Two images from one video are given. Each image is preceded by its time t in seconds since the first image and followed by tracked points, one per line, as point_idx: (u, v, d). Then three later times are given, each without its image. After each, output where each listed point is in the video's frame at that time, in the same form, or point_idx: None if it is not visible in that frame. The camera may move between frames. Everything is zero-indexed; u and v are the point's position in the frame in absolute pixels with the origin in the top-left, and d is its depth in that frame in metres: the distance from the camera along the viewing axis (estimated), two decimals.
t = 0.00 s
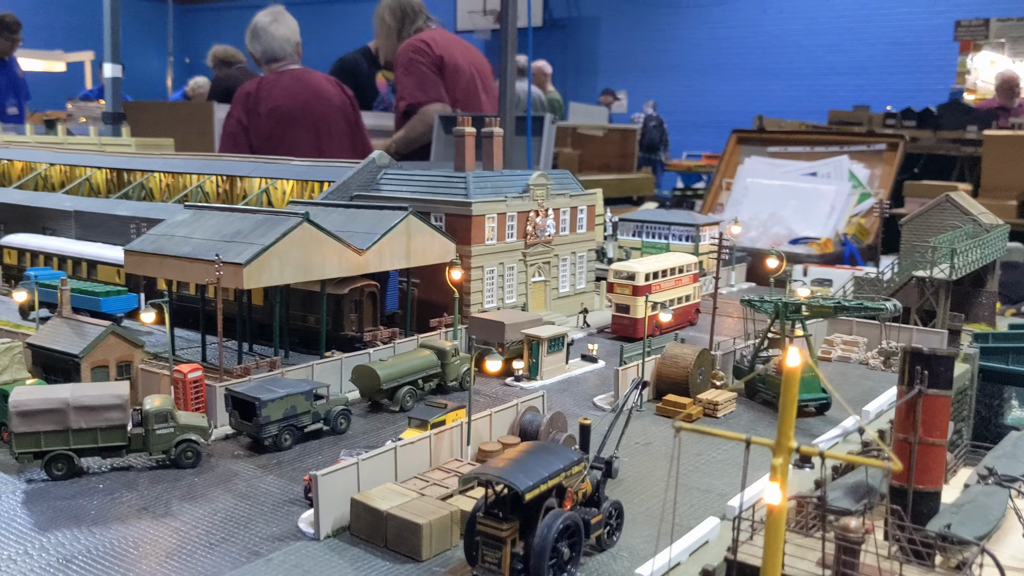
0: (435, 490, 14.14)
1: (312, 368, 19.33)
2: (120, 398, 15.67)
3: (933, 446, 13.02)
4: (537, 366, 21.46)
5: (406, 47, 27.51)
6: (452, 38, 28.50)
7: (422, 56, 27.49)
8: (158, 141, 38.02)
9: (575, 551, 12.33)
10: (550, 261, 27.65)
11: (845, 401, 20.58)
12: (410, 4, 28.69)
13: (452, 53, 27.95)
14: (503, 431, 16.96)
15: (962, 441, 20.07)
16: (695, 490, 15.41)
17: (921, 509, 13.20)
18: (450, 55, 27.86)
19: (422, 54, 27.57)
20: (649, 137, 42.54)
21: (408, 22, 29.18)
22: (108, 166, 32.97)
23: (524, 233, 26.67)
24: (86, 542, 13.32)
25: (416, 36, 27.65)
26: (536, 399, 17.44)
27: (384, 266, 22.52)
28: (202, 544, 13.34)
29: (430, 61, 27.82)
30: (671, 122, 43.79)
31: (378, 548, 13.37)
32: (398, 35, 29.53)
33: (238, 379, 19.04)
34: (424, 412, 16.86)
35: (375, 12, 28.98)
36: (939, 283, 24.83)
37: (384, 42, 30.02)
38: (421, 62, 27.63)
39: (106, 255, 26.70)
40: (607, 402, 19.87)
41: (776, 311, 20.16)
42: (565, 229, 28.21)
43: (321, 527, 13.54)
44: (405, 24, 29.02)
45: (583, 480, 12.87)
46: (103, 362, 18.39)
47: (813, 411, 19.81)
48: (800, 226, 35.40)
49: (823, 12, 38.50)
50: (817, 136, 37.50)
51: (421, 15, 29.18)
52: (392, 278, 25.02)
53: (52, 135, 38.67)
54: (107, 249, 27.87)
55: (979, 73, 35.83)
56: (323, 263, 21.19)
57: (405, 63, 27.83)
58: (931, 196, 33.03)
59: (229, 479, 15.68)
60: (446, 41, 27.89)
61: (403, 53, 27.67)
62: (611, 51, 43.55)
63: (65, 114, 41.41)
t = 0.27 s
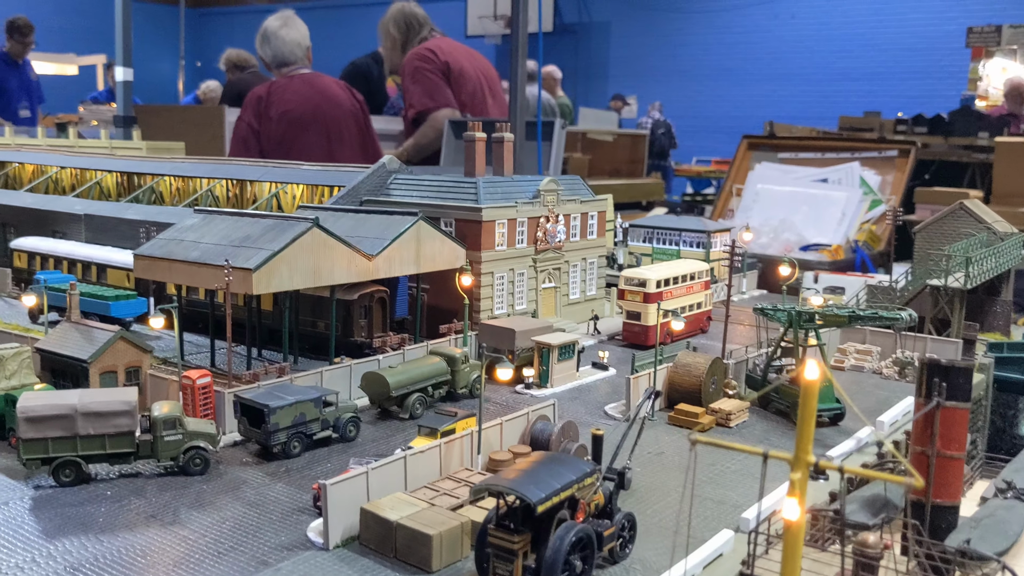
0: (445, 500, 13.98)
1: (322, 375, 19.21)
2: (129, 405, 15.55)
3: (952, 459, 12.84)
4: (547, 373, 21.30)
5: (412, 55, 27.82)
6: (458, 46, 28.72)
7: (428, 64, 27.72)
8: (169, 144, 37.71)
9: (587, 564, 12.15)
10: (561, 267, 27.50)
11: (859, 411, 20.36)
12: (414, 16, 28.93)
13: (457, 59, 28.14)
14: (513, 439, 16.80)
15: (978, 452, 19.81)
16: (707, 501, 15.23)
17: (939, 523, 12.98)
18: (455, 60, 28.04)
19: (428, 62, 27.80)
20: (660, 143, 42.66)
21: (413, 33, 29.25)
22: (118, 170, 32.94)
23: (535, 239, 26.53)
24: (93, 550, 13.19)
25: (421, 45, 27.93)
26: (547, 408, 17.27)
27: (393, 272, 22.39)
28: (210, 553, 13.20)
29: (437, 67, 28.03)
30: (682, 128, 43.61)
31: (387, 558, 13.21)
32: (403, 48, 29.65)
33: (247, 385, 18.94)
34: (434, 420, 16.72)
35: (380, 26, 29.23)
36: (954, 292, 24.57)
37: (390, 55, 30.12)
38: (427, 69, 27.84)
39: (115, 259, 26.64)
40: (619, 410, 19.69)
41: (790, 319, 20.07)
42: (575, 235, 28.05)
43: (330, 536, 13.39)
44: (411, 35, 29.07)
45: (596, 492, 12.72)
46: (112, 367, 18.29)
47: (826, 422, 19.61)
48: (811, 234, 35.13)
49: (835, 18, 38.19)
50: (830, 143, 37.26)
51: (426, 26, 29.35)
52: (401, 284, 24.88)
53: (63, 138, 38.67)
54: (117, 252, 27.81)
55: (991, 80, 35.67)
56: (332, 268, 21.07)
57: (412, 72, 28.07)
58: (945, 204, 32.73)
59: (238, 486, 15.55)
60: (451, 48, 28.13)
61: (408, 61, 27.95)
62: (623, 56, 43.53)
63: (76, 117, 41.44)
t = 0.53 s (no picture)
0: (455, 503, 13.92)
1: (332, 376, 19.20)
2: (139, 405, 15.56)
3: (965, 465, 12.73)
4: (558, 377, 21.23)
5: (422, 61, 28.01)
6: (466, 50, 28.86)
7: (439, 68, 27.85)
8: (182, 146, 38.08)
9: (597, 568, 12.07)
10: (572, 270, 27.45)
11: (871, 416, 20.21)
12: (422, 23, 29.01)
13: (467, 62, 28.32)
14: (523, 443, 16.74)
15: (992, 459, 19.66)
16: (718, 506, 15.14)
17: (952, 529, 12.83)
18: (465, 64, 28.22)
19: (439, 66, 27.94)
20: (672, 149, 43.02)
21: (421, 40, 29.27)
22: (132, 171, 33.06)
23: (547, 242, 26.49)
24: (103, 550, 13.20)
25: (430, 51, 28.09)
26: (558, 411, 17.17)
27: (405, 274, 22.37)
28: (219, 554, 13.19)
29: (447, 72, 28.20)
30: (694, 131, 43.49)
31: (396, 561, 13.18)
32: (412, 56, 29.63)
33: (257, 386, 18.98)
34: (444, 423, 16.68)
35: (388, 35, 29.29)
36: (968, 297, 24.40)
37: (399, 63, 30.11)
38: (437, 74, 28.00)
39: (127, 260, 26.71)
40: (629, 414, 19.61)
41: (802, 324, 19.95)
42: (587, 238, 27.97)
43: (339, 538, 13.36)
44: (419, 43, 29.11)
45: (606, 496, 12.68)
46: (123, 368, 18.33)
47: (839, 427, 19.48)
48: (824, 238, 35.00)
49: (848, 22, 37.96)
50: (843, 147, 37.16)
51: (433, 32, 29.29)
52: (413, 286, 24.87)
53: (78, 139, 38.88)
54: (130, 254, 27.89)
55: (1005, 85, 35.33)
56: (344, 270, 21.07)
57: (423, 77, 28.23)
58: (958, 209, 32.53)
59: (247, 487, 15.54)
60: (461, 51, 28.26)
61: (419, 67, 28.12)
62: (636, 60, 43.47)
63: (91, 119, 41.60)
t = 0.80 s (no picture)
0: (460, 505, 13.89)
1: (338, 378, 19.22)
2: (145, 406, 15.57)
3: (972, 468, 12.65)
4: (564, 380, 21.16)
5: (428, 66, 27.53)
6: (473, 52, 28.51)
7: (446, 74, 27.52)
8: (191, 148, 37.83)
9: (602, 571, 12.03)
10: (580, 273, 27.41)
11: (879, 420, 20.11)
12: (428, 25, 28.72)
13: (474, 65, 27.92)
14: (529, 445, 16.70)
15: (1000, 463, 19.54)
16: (723, 509, 15.09)
17: (959, 534, 12.72)
18: (472, 68, 27.81)
19: (445, 71, 27.58)
20: (683, 154, 43.22)
21: (428, 44, 29.10)
22: (141, 172, 33.16)
23: (554, 244, 26.46)
24: (108, 550, 13.21)
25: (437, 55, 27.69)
26: (564, 414, 17.13)
27: (412, 275, 22.36)
28: (224, 555, 13.19)
29: (454, 76, 27.80)
30: (703, 134, 43.43)
31: (400, 563, 13.16)
32: (418, 60, 29.44)
33: (264, 387, 19.10)
34: (450, 425, 16.65)
35: (394, 38, 28.97)
36: (977, 301, 24.28)
37: (405, 67, 29.84)
38: (444, 79, 27.61)
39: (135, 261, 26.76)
40: (636, 417, 19.57)
41: (810, 327, 19.87)
42: (594, 240, 27.93)
43: (343, 540, 13.34)
44: (425, 47, 28.94)
45: (611, 499, 12.65)
46: (130, 369, 18.38)
47: (846, 430, 19.41)
48: (833, 242, 34.88)
49: (859, 25, 37.91)
50: (852, 150, 37.05)
51: (439, 37, 29.27)
52: (420, 288, 24.86)
53: (88, 141, 39.08)
54: (138, 255, 27.96)
55: (1017, 88, 34.91)
56: (351, 272, 21.07)
57: (429, 82, 27.84)
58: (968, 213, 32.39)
59: (253, 488, 15.55)
60: (467, 55, 27.87)
61: (425, 72, 27.70)
62: (646, 62, 43.50)
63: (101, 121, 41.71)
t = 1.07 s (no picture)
0: (453, 504, 14.00)
1: (336, 378, 19.35)
2: (143, 406, 15.71)
3: (962, 470, 12.69)
4: (561, 381, 21.28)
5: (431, 69, 28.00)
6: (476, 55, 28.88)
7: (450, 76, 27.92)
8: (195, 150, 38.18)
9: (592, 570, 12.12)
10: (578, 274, 27.48)
11: (875, 422, 20.19)
12: (432, 28, 28.88)
13: (477, 68, 28.38)
14: (524, 445, 16.86)
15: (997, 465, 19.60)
16: (716, 510, 15.17)
17: (949, 535, 12.77)
18: (475, 70, 28.27)
19: (449, 73, 27.97)
20: (691, 155, 43.01)
21: (431, 46, 29.21)
22: (143, 174, 33.32)
23: (553, 246, 26.54)
24: (104, 549, 13.34)
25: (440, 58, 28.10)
26: (559, 414, 17.27)
27: (411, 277, 22.48)
28: (219, 554, 13.33)
29: (457, 78, 28.19)
30: (707, 135, 43.57)
31: (394, 562, 13.28)
32: (421, 62, 29.58)
33: (263, 388, 19.30)
34: (446, 425, 16.78)
35: (396, 41, 29.14)
36: (975, 303, 24.36)
37: (407, 69, 30.03)
38: (448, 81, 28.00)
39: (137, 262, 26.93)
40: (632, 418, 19.68)
41: (806, 329, 19.90)
42: (594, 242, 27.97)
43: (337, 539, 13.47)
44: (428, 49, 29.07)
45: (602, 499, 12.76)
46: (129, 369, 18.52)
47: (841, 431, 19.50)
48: (835, 244, 34.80)
49: (865, 26, 37.92)
50: (854, 152, 37.10)
51: (443, 39, 29.40)
52: (420, 289, 24.92)
53: (93, 142, 39.25)
54: (140, 256, 28.13)
55: None
56: (350, 273, 21.20)
57: (433, 84, 28.27)
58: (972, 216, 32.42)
59: (249, 488, 15.70)
60: (470, 58, 28.28)
61: (429, 74, 28.14)
62: (651, 64, 43.59)
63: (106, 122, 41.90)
